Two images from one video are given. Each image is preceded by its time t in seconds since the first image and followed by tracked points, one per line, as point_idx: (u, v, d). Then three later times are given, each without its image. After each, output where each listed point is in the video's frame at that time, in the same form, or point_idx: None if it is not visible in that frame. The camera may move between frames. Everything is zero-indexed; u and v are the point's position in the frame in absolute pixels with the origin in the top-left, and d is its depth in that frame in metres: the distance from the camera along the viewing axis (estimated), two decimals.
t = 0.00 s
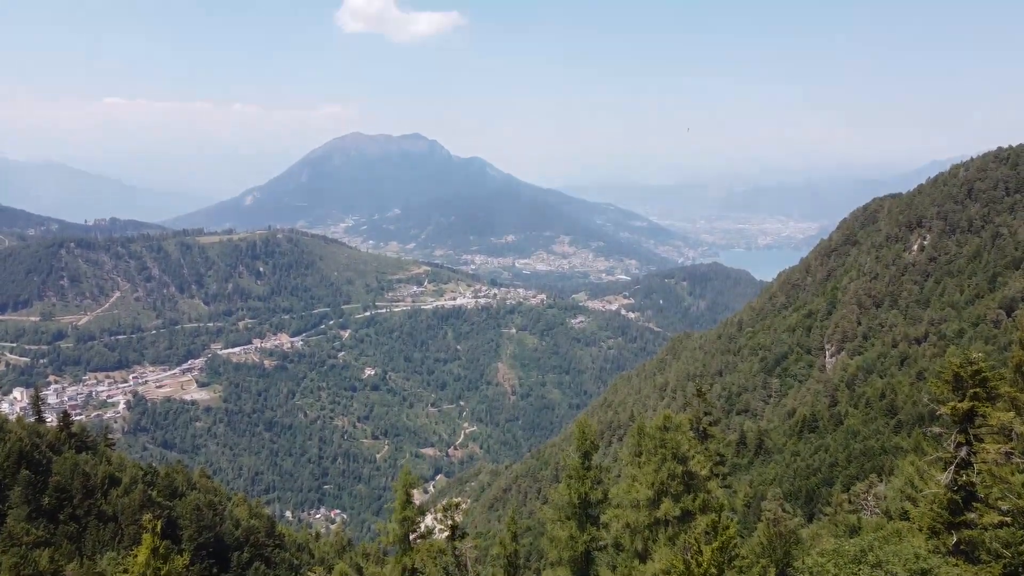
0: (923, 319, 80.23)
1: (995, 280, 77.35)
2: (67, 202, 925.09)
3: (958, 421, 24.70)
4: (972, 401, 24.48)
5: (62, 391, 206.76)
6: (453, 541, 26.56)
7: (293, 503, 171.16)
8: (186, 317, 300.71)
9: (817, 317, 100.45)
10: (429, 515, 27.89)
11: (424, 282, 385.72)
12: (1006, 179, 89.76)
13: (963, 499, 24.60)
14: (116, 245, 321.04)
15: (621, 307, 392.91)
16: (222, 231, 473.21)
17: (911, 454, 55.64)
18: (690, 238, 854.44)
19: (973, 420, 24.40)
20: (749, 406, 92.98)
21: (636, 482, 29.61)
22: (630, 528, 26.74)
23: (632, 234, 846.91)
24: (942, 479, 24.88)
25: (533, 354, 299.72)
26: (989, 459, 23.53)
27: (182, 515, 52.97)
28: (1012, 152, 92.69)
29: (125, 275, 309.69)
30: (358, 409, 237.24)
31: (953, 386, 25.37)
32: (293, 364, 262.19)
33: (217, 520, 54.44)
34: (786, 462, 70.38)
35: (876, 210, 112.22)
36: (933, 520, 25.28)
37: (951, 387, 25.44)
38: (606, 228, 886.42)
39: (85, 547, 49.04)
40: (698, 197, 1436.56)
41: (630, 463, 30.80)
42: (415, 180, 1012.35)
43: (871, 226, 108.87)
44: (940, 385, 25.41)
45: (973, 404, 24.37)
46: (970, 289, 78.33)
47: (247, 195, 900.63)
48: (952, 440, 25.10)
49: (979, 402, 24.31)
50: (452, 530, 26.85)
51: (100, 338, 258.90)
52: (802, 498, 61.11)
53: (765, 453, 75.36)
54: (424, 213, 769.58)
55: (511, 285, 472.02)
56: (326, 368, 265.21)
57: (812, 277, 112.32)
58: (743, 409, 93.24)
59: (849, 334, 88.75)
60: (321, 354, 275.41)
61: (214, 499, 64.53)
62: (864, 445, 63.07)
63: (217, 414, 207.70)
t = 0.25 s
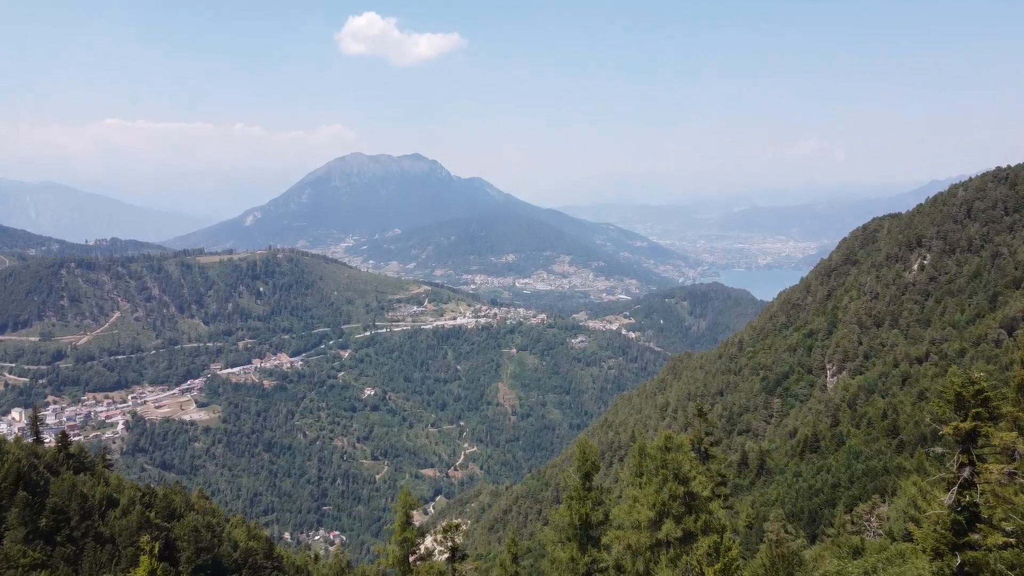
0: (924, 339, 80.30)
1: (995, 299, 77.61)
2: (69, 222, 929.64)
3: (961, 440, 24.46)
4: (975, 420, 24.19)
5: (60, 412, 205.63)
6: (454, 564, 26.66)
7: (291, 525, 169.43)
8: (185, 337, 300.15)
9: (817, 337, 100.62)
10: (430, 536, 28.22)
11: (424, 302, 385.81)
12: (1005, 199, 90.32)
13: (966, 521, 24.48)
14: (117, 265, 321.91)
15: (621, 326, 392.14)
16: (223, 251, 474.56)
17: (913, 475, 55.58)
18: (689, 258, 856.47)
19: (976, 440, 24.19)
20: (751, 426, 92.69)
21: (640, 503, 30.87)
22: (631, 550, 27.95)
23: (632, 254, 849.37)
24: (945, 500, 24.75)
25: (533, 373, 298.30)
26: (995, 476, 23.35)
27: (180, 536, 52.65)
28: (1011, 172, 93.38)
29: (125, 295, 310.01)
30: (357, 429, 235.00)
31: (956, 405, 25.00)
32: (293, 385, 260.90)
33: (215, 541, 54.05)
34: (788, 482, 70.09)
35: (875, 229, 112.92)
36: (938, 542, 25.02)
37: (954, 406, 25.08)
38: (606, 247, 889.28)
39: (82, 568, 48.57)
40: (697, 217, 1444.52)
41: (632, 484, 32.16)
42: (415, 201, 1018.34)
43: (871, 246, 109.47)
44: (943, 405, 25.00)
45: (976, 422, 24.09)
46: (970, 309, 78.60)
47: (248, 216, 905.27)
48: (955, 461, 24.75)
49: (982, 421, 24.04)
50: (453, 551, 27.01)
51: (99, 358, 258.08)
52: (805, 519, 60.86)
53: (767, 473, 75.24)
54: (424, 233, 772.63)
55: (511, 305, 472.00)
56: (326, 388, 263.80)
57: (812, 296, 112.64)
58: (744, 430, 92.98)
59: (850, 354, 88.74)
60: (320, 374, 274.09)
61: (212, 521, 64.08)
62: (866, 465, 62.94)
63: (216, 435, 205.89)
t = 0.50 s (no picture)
0: (926, 356, 80.34)
1: (996, 317, 77.96)
2: (69, 240, 932.82)
3: (963, 458, 25.22)
4: (978, 438, 24.99)
5: (59, 431, 204.39)
6: None
7: (290, 545, 167.75)
8: (185, 355, 299.31)
9: (818, 354, 100.70)
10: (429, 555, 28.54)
11: (424, 320, 385.63)
12: (1005, 216, 91.13)
13: (971, 540, 24.89)
14: (117, 283, 322.56)
15: (622, 344, 391.32)
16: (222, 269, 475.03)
17: (916, 493, 55.42)
18: (689, 276, 857.85)
19: (979, 459, 24.90)
20: (752, 444, 92.41)
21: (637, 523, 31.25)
22: (632, 570, 28.16)
23: (632, 272, 850.78)
24: (949, 520, 25.32)
25: (534, 392, 296.68)
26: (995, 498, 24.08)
27: (178, 556, 52.43)
28: (1010, 190, 94.23)
29: (124, 313, 310.02)
30: (357, 448, 232.89)
31: (959, 422, 25.75)
32: (292, 403, 259.49)
33: (212, 562, 53.66)
34: (790, 501, 69.67)
35: (875, 247, 113.63)
36: (942, 564, 25.25)
37: (957, 423, 25.85)
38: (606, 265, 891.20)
39: None
40: (696, 235, 1449.96)
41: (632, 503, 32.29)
42: (416, 219, 1022.54)
43: (871, 263, 110.07)
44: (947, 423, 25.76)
45: (977, 442, 24.91)
46: (972, 326, 78.85)
47: (249, 233, 908.03)
48: (958, 479, 25.39)
49: (984, 440, 24.82)
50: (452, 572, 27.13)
51: (98, 376, 256.99)
52: (807, 539, 60.47)
53: (769, 492, 74.99)
54: (424, 250, 774.52)
55: (511, 322, 471.80)
56: (325, 407, 262.30)
57: (813, 314, 112.85)
58: (745, 448, 92.57)
59: (851, 371, 88.72)
60: (320, 392, 272.39)
61: (211, 541, 63.72)
62: (869, 484, 62.68)
63: (215, 453, 203.75)
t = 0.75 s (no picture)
0: (928, 373, 80.38)
1: (997, 334, 78.21)
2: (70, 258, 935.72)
3: (966, 476, 26.00)
4: (980, 456, 25.83)
5: (57, 449, 203.10)
6: None
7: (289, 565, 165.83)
8: (184, 372, 298.43)
9: (819, 372, 100.77)
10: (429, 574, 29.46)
11: (424, 338, 385.07)
12: (1004, 234, 91.77)
13: (974, 559, 25.69)
14: (117, 300, 322.92)
15: (622, 362, 390.11)
16: (222, 287, 476.10)
17: (919, 512, 55.32)
18: (689, 293, 857.91)
19: (981, 477, 25.80)
20: (753, 462, 92.15)
21: (635, 543, 32.94)
22: None
23: (632, 289, 851.13)
24: (952, 539, 26.12)
25: (534, 409, 294.96)
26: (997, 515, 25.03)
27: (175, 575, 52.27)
28: (1009, 208, 94.97)
29: (124, 331, 309.68)
30: (356, 467, 230.86)
31: (961, 439, 26.65)
32: (291, 421, 258.02)
33: None
34: (792, 520, 69.23)
35: (875, 264, 114.15)
36: None
37: (959, 440, 26.71)
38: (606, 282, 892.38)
39: None
40: (695, 253, 1454.35)
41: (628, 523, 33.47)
42: (416, 236, 1025.84)
43: (871, 280, 110.47)
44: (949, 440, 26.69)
45: (980, 458, 25.74)
46: (972, 344, 79.11)
47: (250, 251, 910.66)
48: (962, 498, 26.35)
49: (986, 457, 25.68)
50: None
51: (97, 394, 255.93)
52: (809, 558, 60.15)
53: (770, 511, 74.75)
54: (425, 268, 775.82)
55: (511, 339, 471.21)
56: (325, 425, 260.70)
57: (813, 331, 113.06)
58: (747, 466, 92.25)
59: (852, 389, 88.71)
60: (319, 410, 270.74)
61: (209, 561, 63.45)
62: (871, 502, 62.51)
63: (214, 471, 201.80)
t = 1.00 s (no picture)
0: (929, 391, 80.52)
1: (998, 351, 78.53)
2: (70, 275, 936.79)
3: (969, 494, 29.49)
4: (982, 475, 29.27)
5: (55, 468, 201.75)
6: None
7: None
8: (184, 391, 297.09)
9: (820, 390, 100.80)
10: None
11: (424, 356, 384.10)
12: (1003, 251, 92.56)
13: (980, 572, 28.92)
14: (116, 318, 322.87)
15: (623, 380, 388.40)
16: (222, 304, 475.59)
17: (921, 531, 55.20)
18: (689, 311, 856.49)
19: (985, 496, 29.25)
20: (755, 480, 91.78)
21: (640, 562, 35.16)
22: None
23: (632, 307, 849.68)
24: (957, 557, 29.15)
25: (534, 428, 293.06)
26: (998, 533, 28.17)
27: None
28: (1008, 225, 95.89)
29: (123, 348, 309.14)
30: (355, 485, 228.63)
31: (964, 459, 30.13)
32: (290, 440, 256.11)
33: None
34: (794, 540, 68.85)
35: (876, 281, 114.72)
36: None
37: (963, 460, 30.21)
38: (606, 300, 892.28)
39: None
40: (695, 270, 1456.76)
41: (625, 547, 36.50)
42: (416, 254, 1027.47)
43: (871, 298, 110.94)
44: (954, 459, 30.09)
45: (982, 477, 29.21)
46: (973, 362, 79.41)
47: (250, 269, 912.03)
48: (965, 516, 29.97)
49: (988, 476, 29.15)
50: None
51: (96, 412, 254.80)
52: None
53: (772, 530, 74.24)
54: (424, 286, 776.02)
55: (511, 357, 469.83)
56: (324, 444, 258.66)
57: (814, 349, 113.17)
58: (748, 485, 91.83)
59: (853, 407, 88.78)
60: (318, 429, 268.85)
61: None
62: (873, 521, 62.40)
63: (212, 490, 200.06)
